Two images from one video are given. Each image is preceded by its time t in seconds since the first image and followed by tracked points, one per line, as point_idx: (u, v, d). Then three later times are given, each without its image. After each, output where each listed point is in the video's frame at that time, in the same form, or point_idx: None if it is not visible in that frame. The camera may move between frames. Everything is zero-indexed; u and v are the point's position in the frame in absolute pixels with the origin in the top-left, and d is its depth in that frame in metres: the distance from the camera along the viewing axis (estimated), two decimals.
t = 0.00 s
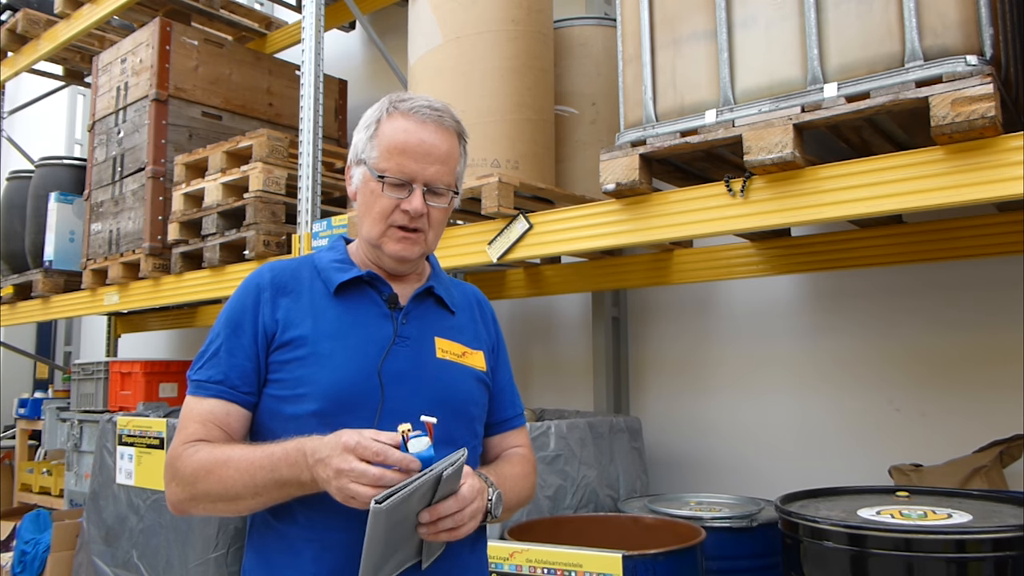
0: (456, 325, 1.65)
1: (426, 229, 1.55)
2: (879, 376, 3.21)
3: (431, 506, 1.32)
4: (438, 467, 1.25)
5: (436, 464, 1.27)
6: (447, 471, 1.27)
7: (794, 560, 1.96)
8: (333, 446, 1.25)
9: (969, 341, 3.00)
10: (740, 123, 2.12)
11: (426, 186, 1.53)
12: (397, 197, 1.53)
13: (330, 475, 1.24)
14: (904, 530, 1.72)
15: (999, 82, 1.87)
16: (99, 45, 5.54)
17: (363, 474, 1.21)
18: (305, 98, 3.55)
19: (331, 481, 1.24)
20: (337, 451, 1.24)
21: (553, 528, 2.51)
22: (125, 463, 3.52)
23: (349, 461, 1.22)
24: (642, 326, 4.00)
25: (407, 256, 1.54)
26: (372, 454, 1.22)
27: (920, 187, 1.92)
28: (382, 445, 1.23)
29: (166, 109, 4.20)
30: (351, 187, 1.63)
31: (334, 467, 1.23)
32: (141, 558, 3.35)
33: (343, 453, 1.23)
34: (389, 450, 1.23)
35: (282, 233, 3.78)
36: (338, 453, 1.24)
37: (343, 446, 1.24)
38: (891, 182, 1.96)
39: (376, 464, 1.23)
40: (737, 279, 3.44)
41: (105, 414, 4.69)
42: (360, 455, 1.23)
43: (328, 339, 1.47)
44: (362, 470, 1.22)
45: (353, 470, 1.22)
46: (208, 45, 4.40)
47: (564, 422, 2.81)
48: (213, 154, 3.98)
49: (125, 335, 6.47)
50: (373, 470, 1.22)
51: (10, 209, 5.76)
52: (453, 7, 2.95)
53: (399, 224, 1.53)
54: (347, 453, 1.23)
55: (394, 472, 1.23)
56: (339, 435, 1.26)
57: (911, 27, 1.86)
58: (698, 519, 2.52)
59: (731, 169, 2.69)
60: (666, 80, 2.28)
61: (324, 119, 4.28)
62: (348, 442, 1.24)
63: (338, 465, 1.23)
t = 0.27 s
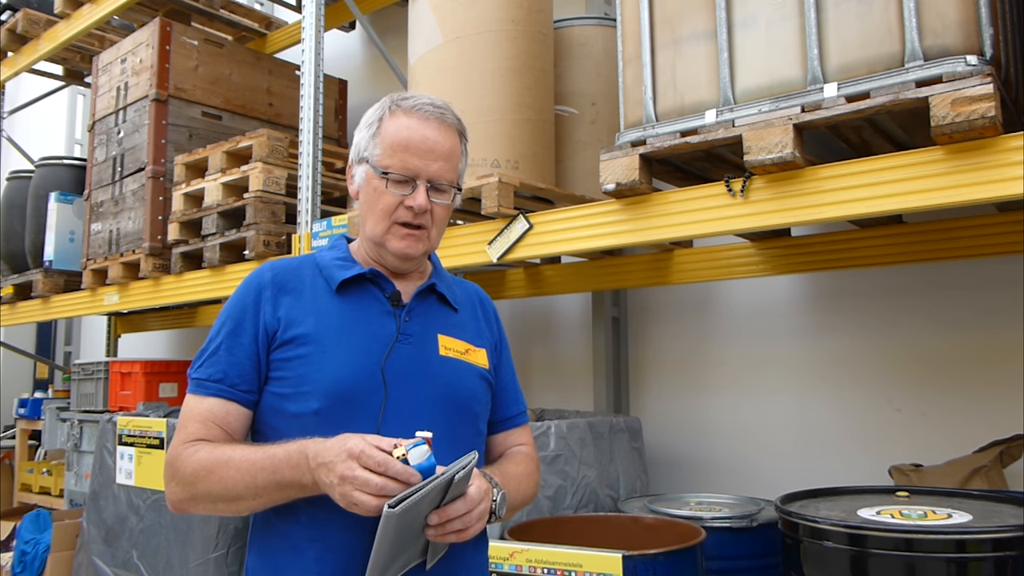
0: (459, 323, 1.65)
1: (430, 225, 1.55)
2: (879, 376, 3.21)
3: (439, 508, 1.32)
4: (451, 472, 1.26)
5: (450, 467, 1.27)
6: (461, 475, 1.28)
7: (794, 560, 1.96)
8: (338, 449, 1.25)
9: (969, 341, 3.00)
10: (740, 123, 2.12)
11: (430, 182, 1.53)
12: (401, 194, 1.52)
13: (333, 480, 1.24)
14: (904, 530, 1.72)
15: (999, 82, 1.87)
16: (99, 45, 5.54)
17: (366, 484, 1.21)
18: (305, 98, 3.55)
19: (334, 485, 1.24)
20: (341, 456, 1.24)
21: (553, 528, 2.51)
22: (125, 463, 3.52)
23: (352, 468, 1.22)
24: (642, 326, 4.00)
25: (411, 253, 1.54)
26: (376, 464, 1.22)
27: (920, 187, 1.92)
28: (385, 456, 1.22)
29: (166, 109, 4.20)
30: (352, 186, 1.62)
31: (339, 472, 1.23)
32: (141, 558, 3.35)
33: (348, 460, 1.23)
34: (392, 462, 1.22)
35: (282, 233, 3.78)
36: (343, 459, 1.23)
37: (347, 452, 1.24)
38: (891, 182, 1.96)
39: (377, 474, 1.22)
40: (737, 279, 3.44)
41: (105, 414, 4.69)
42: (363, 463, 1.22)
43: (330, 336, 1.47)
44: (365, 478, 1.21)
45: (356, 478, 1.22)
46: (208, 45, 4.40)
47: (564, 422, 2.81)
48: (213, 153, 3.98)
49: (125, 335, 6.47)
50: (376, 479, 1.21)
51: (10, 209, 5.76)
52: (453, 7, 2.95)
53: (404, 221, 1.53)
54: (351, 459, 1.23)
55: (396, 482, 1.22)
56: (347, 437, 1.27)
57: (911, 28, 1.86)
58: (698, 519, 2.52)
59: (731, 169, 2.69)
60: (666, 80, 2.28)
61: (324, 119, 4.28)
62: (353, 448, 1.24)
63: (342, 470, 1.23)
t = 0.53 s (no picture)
0: (462, 323, 1.65)
1: (453, 214, 1.58)
2: (879, 376, 3.21)
3: (446, 517, 1.31)
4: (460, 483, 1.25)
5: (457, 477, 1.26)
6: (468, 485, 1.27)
7: (794, 560, 1.96)
8: (357, 457, 1.27)
9: (969, 341, 3.00)
10: (740, 123, 2.12)
11: (453, 171, 1.56)
12: (426, 184, 1.54)
13: (349, 488, 1.25)
14: (904, 530, 1.72)
15: (999, 82, 1.87)
16: (99, 45, 5.54)
17: (382, 496, 1.22)
18: (305, 98, 3.55)
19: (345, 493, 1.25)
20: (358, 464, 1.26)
21: (552, 528, 2.51)
22: (125, 463, 3.52)
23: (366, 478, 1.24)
24: (642, 326, 4.00)
25: (438, 242, 1.56)
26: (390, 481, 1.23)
27: (920, 187, 1.92)
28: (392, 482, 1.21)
29: (166, 109, 4.20)
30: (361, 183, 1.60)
31: (357, 480, 1.24)
32: (140, 558, 3.35)
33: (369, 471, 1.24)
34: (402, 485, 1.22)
35: (282, 233, 3.78)
36: (363, 468, 1.25)
37: (367, 461, 1.25)
38: (891, 182, 1.96)
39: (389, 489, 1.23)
40: (737, 279, 3.44)
41: (105, 414, 4.69)
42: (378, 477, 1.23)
43: (334, 338, 1.46)
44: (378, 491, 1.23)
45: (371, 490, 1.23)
46: (208, 45, 4.40)
47: (563, 422, 2.81)
48: (213, 153, 3.98)
49: (125, 334, 6.47)
50: (392, 496, 1.22)
51: (10, 209, 5.76)
52: (453, 7, 2.95)
53: (431, 211, 1.54)
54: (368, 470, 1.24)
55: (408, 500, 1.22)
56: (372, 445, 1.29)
57: (911, 27, 1.86)
58: (698, 519, 2.52)
59: (732, 169, 2.69)
60: (666, 80, 2.28)
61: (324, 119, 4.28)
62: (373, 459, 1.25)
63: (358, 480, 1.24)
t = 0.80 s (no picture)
0: (468, 326, 1.65)
1: (467, 208, 1.59)
2: (879, 376, 3.21)
3: (464, 508, 1.32)
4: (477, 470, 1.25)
5: (475, 467, 1.26)
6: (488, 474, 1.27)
7: (794, 560, 1.96)
8: (341, 448, 1.22)
9: (969, 341, 3.01)
10: (740, 123, 2.12)
11: (468, 166, 1.58)
12: (443, 178, 1.55)
13: (341, 479, 1.21)
14: (904, 530, 1.72)
15: (999, 82, 1.88)
16: (99, 45, 5.54)
17: (368, 483, 1.17)
18: (305, 98, 3.55)
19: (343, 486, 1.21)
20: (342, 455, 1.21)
21: (552, 528, 2.51)
22: (125, 463, 3.52)
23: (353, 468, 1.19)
24: (642, 326, 4.00)
25: (454, 235, 1.57)
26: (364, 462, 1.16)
27: (920, 187, 1.92)
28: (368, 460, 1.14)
29: (166, 109, 4.20)
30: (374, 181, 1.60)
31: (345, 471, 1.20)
32: (140, 558, 3.35)
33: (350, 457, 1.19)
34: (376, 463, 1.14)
35: (282, 233, 3.78)
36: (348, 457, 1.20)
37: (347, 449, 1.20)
38: (891, 182, 1.96)
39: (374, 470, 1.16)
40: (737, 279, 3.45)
41: (105, 414, 4.69)
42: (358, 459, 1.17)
43: (342, 339, 1.46)
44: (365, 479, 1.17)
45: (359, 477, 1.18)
46: (209, 45, 4.40)
47: (563, 422, 2.82)
48: (213, 153, 3.98)
49: (125, 335, 6.47)
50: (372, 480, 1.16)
51: (10, 209, 5.76)
52: (453, 6, 2.95)
53: (448, 204, 1.55)
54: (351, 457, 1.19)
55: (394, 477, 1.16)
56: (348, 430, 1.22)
57: (911, 27, 1.86)
58: (698, 519, 2.52)
59: (732, 169, 2.69)
60: (666, 80, 2.28)
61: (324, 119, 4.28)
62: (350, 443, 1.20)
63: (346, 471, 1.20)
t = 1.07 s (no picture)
0: (474, 326, 1.65)
1: (476, 208, 1.59)
2: (879, 376, 3.21)
3: (483, 512, 1.33)
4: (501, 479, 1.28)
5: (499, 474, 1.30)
6: (511, 480, 1.31)
7: (794, 560, 1.96)
8: (359, 458, 1.21)
9: (969, 341, 3.00)
10: (740, 123, 2.12)
11: (476, 168, 1.58)
12: (451, 179, 1.55)
13: (358, 491, 1.20)
14: (904, 530, 1.72)
15: (999, 82, 1.87)
16: (98, 45, 5.54)
17: (390, 497, 1.17)
18: (305, 98, 3.55)
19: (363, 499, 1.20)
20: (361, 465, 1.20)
21: (553, 528, 2.51)
22: (125, 463, 3.52)
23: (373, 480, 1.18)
24: (642, 326, 4.00)
25: (463, 234, 1.56)
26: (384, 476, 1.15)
27: (920, 187, 1.92)
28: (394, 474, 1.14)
29: (166, 109, 4.20)
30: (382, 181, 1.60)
31: (364, 485, 1.19)
32: (140, 558, 3.35)
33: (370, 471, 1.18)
34: (400, 479, 1.14)
35: (282, 233, 3.78)
36: (365, 471, 1.19)
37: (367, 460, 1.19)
38: (891, 182, 1.96)
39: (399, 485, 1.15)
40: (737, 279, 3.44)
41: (105, 414, 4.69)
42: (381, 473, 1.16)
43: (352, 340, 1.46)
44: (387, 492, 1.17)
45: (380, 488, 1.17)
46: (208, 45, 4.40)
47: (563, 422, 2.82)
48: (213, 153, 3.98)
49: (125, 335, 6.47)
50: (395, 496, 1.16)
51: (10, 209, 5.76)
52: (453, 7, 2.95)
53: (457, 204, 1.55)
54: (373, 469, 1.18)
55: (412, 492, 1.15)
56: (370, 441, 1.21)
57: (911, 27, 1.86)
58: (698, 519, 2.52)
59: (732, 169, 2.69)
60: (666, 80, 2.28)
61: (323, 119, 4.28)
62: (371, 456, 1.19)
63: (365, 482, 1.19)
